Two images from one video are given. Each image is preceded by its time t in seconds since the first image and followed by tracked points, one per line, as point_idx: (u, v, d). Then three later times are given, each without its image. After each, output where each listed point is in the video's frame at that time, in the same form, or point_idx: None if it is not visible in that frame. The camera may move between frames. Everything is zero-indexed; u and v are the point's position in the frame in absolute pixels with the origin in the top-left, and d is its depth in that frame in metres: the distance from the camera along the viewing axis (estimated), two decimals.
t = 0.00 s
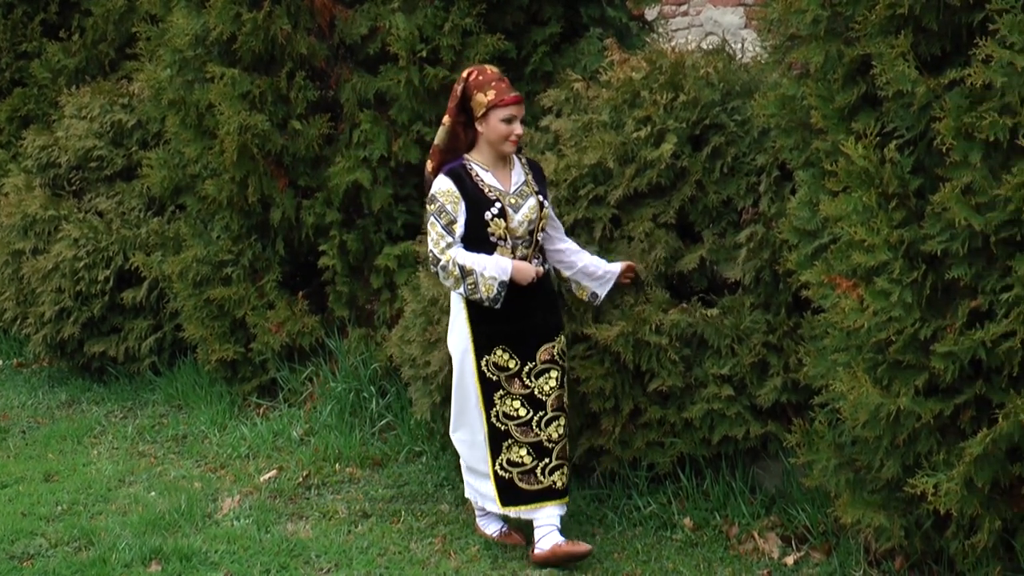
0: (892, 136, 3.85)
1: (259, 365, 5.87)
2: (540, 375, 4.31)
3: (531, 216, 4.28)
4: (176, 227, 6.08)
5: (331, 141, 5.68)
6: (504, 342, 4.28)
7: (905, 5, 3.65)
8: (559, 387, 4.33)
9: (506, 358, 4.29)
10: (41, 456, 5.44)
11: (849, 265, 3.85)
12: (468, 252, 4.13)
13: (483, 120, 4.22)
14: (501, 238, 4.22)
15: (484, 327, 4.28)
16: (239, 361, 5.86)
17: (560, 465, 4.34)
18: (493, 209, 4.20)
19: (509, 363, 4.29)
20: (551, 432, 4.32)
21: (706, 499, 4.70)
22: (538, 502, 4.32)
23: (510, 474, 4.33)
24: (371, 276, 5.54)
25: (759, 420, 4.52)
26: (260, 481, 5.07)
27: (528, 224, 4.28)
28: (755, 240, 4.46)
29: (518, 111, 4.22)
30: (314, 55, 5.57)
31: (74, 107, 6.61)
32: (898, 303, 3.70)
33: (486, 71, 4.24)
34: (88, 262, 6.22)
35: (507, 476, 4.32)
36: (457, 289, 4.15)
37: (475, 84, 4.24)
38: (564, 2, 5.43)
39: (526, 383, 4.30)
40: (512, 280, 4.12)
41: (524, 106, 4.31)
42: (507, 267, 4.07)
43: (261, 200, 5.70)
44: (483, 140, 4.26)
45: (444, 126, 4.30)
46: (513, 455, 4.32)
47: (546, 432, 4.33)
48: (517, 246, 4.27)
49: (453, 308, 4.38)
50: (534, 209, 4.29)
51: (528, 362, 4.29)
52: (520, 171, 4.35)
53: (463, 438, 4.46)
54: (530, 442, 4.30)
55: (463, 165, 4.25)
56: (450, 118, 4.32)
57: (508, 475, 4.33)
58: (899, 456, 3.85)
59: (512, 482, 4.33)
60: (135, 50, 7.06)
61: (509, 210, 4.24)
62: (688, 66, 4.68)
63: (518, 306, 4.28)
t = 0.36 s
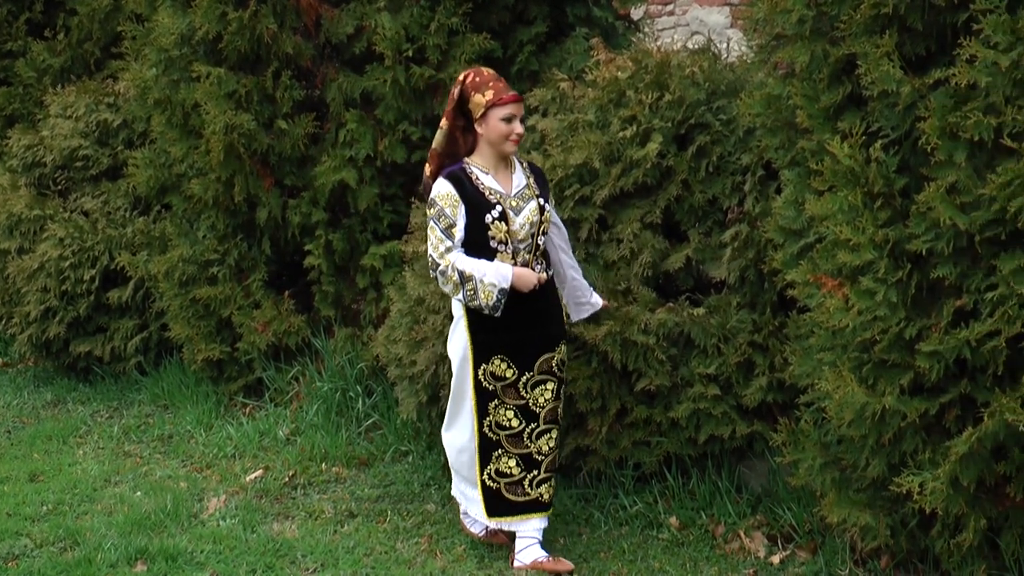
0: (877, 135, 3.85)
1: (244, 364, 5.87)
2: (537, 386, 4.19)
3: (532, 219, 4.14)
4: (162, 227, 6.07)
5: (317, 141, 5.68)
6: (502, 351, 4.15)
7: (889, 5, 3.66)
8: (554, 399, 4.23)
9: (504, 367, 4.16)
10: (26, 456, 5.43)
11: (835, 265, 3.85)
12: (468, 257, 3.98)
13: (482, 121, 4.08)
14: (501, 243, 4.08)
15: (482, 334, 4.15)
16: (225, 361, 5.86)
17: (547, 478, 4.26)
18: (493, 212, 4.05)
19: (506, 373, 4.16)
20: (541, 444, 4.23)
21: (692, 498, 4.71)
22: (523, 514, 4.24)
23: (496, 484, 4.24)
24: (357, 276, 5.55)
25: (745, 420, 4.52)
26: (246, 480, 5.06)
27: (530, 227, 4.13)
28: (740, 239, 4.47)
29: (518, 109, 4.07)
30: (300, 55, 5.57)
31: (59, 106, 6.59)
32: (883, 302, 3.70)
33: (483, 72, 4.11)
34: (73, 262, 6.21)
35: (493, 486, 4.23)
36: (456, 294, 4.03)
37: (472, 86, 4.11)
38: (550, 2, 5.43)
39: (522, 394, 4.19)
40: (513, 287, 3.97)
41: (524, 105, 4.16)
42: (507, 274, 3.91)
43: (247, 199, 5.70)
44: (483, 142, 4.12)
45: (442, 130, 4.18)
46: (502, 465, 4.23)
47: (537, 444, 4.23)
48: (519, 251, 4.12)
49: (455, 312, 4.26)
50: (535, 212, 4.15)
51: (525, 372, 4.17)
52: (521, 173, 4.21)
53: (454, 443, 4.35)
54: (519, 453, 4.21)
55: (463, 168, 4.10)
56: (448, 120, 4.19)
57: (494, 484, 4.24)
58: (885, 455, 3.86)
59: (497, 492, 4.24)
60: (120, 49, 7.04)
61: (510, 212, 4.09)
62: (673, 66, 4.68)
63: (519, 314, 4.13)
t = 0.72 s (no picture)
0: (862, 135, 3.85)
1: (231, 364, 5.87)
2: (538, 385, 4.13)
3: (535, 215, 4.09)
4: (147, 226, 6.07)
5: (303, 140, 5.68)
6: (504, 349, 4.10)
7: (875, 4, 3.66)
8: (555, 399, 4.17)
9: (506, 366, 4.10)
10: (11, 457, 5.41)
11: (821, 264, 3.85)
12: (471, 252, 3.94)
13: (483, 115, 4.02)
14: (504, 238, 4.02)
15: (484, 332, 4.09)
16: (211, 360, 5.85)
17: (547, 478, 4.20)
18: (497, 207, 4.00)
19: (508, 371, 4.10)
20: (541, 444, 4.18)
21: (678, 497, 4.72)
22: (521, 512, 4.20)
23: (495, 480, 4.20)
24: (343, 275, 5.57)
25: (731, 419, 4.53)
26: (232, 480, 5.05)
27: (533, 223, 4.08)
28: (726, 238, 4.47)
29: (520, 104, 4.01)
30: (286, 54, 5.56)
31: (44, 105, 6.56)
32: (869, 302, 3.70)
33: (484, 66, 4.05)
34: (59, 261, 6.20)
35: (492, 483, 4.20)
36: (458, 289, 3.97)
37: (472, 80, 4.05)
38: (536, 1, 5.44)
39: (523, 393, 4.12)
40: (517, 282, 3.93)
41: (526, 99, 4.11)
42: (511, 270, 3.88)
43: (232, 198, 5.69)
44: (484, 137, 4.06)
45: (442, 126, 4.12)
46: (502, 462, 4.18)
47: (538, 443, 4.18)
48: (522, 246, 4.07)
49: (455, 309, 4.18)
50: (538, 207, 4.10)
51: (527, 371, 4.11)
52: (523, 168, 4.16)
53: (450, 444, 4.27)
54: (519, 452, 4.16)
55: (464, 163, 4.05)
56: (448, 116, 4.13)
57: (493, 481, 4.20)
58: (870, 454, 3.87)
59: (495, 489, 4.20)
60: (106, 47, 7.03)
61: (513, 207, 4.04)
62: (659, 65, 4.68)
63: (521, 312, 4.08)
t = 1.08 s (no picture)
0: (849, 134, 3.86)
1: (218, 363, 5.87)
2: (540, 383, 4.06)
3: (535, 212, 4.00)
4: (135, 226, 6.07)
5: (291, 139, 5.68)
6: (508, 345, 4.01)
7: (862, 3, 3.66)
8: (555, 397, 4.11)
9: (511, 362, 4.01)
10: None
11: (808, 262, 3.85)
12: (472, 251, 3.84)
13: (483, 113, 3.91)
14: (505, 237, 3.93)
15: (487, 327, 4.00)
16: (199, 360, 5.86)
17: (545, 478, 4.11)
18: (498, 205, 3.90)
19: (513, 368, 4.01)
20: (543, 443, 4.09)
21: (666, 496, 4.74)
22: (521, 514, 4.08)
23: (497, 483, 4.05)
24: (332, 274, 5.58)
25: (719, 417, 4.54)
26: (220, 479, 5.05)
27: (533, 220, 4.00)
28: (714, 237, 4.47)
29: (520, 101, 3.91)
30: (273, 52, 5.55)
31: (31, 104, 6.55)
32: (857, 300, 3.71)
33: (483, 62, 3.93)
34: (46, 261, 6.20)
35: (495, 486, 4.05)
36: (459, 290, 3.87)
37: (471, 77, 3.93)
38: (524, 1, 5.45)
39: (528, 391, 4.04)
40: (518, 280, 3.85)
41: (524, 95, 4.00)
42: (512, 268, 3.80)
43: (220, 198, 5.69)
44: (483, 135, 3.96)
45: (440, 123, 3.99)
46: (506, 463, 4.03)
47: (540, 443, 4.08)
48: (522, 245, 3.98)
49: (454, 308, 4.08)
50: (538, 204, 4.02)
51: (530, 368, 4.04)
52: (521, 165, 4.07)
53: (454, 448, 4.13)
54: (525, 452, 4.04)
55: (463, 160, 3.94)
56: (446, 112, 4.00)
57: (496, 483, 4.05)
58: (857, 452, 3.88)
59: (497, 491, 4.06)
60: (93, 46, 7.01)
61: (514, 205, 3.95)
62: (647, 64, 4.68)
63: (524, 308, 4.02)
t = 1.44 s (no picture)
0: (837, 134, 3.86)
1: (206, 363, 5.87)
2: (544, 376, 4.04)
3: (535, 212, 3.95)
4: (122, 225, 6.06)
5: (279, 139, 5.68)
6: (512, 340, 3.95)
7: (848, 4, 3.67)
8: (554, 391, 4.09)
9: (516, 357, 3.96)
10: None
11: (795, 262, 3.85)
12: (473, 253, 3.79)
13: (481, 113, 3.86)
14: (507, 237, 3.88)
15: (490, 324, 3.94)
16: (186, 360, 5.85)
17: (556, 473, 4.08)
18: (499, 206, 3.85)
19: (518, 363, 3.96)
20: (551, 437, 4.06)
21: (654, 496, 4.74)
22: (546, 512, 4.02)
23: (522, 483, 3.98)
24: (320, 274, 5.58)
25: (706, 417, 4.54)
26: (207, 479, 5.04)
27: (533, 221, 3.95)
28: (701, 237, 4.47)
29: (519, 100, 3.87)
30: (261, 52, 5.54)
31: (17, 104, 6.54)
32: (844, 300, 3.71)
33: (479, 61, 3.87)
34: (33, 261, 6.20)
35: (521, 485, 3.97)
36: (462, 292, 3.83)
37: (467, 76, 3.87)
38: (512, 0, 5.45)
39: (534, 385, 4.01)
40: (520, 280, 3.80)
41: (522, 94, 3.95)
42: (514, 268, 3.74)
43: (207, 197, 5.68)
44: (480, 135, 3.91)
45: (437, 124, 3.92)
46: (527, 461, 3.98)
47: (548, 436, 4.05)
48: (523, 245, 3.94)
49: (452, 309, 4.00)
50: (537, 205, 3.96)
51: (535, 362, 4.01)
52: (517, 165, 4.00)
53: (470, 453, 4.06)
54: (539, 447, 4.00)
55: (462, 161, 3.89)
56: (443, 113, 3.93)
57: (520, 484, 3.98)
58: (845, 452, 3.88)
59: (524, 491, 3.98)
60: (79, 45, 6.99)
61: (514, 206, 3.89)
62: (635, 64, 4.68)
63: (528, 302, 3.97)
